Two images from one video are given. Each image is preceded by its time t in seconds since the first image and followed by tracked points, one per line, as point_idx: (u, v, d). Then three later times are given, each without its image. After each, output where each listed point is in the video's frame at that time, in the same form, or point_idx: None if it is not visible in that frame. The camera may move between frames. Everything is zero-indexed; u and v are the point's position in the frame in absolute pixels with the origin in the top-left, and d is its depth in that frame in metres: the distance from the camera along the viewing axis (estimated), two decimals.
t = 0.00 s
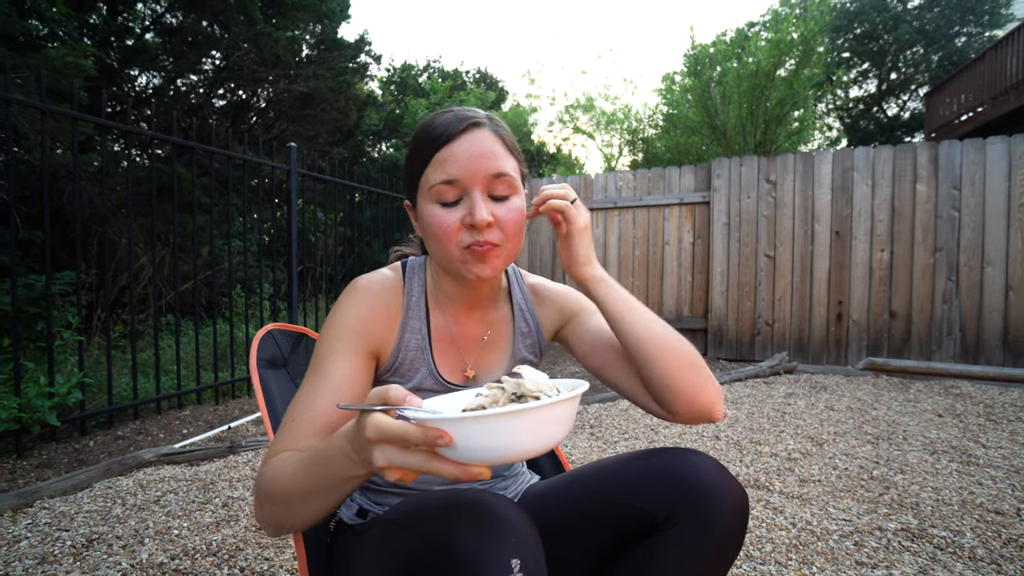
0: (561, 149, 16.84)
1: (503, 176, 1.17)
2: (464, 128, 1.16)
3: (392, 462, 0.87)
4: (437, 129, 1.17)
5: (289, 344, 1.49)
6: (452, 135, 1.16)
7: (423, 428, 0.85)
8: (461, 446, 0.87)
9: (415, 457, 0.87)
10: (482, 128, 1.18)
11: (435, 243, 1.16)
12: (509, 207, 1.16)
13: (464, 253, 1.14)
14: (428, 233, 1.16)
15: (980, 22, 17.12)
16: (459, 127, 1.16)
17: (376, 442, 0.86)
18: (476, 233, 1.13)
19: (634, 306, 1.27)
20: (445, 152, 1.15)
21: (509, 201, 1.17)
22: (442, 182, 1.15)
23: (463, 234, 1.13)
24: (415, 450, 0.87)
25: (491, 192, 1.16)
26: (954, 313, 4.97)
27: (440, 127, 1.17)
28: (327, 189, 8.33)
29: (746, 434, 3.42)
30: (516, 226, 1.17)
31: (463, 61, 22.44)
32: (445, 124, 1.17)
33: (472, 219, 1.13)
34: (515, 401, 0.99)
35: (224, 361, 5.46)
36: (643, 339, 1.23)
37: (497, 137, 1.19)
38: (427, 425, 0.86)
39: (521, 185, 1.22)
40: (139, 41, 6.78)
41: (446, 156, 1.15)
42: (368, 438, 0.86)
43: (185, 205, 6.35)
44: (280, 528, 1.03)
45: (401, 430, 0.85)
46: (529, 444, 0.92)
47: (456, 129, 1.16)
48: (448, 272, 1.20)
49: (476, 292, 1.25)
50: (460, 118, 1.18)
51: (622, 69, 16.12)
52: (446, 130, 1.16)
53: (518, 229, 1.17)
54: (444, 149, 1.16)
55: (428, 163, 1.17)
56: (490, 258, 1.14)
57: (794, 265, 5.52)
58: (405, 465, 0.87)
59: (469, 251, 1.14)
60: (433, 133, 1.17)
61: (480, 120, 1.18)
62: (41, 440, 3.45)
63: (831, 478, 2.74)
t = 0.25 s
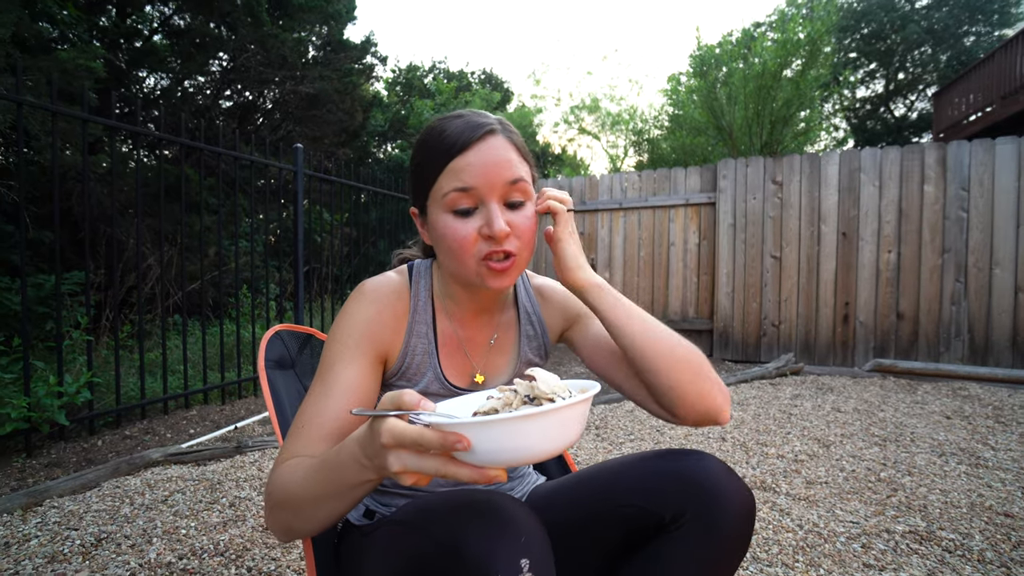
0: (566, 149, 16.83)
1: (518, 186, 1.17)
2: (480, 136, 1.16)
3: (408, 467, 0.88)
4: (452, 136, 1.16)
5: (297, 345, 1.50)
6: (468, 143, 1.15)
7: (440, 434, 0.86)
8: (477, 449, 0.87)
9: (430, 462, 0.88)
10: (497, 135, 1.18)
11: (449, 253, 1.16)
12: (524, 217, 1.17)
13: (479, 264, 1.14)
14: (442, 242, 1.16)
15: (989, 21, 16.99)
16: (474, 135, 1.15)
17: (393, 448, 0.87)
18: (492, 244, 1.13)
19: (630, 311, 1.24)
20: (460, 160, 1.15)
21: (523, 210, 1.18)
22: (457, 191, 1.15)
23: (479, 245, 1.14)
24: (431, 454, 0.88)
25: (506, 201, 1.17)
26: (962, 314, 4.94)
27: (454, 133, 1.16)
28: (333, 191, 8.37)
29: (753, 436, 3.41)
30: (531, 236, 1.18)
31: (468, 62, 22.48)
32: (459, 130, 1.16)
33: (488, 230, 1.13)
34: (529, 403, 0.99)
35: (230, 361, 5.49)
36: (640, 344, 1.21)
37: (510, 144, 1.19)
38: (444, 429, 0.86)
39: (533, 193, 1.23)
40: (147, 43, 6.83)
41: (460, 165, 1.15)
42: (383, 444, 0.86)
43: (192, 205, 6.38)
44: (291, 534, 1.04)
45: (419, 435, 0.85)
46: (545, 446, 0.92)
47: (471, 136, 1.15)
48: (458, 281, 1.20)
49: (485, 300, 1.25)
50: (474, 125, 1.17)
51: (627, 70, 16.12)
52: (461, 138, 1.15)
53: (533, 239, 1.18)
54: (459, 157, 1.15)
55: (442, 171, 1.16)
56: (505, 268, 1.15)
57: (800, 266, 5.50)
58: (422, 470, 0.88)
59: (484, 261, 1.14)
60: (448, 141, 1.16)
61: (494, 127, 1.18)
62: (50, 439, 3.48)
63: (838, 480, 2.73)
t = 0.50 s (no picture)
0: (568, 152, 16.85)
1: (515, 193, 1.18)
2: (479, 142, 1.17)
3: (409, 472, 0.89)
4: (451, 141, 1.17)
5: (300, 348, 1.51)
6: (466, 148, 1.16)
7: (441, 439, 0.86)
8: (477, 457, 0.87)
9: (431, 466, 0.89)
10: (497, 141, 1.18)
11: (444, 257, 1.17)
12: (520, 224, 1.18)
13: (472, 270, 1.15)
14: (438, 246, 1.18)
15: (991, 25, 16.99)
16: (473, 141, 1.16)
17: (393, 452, 0.88)
18: (486, 250, 1.14)
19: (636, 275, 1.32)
20: (458, 166, 1.16)
21: (520, 217, 1.19)
22: (453, 196, 1.16)
23: (472, 251, 1.15)
24: (431, 460, 0.89)
25: (503, 208, 1.17)
26: (964, 318, 4.94)
27: (454, 138, 1.17)
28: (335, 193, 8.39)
29: (754, 439, 3.41)
30: (527, 243, 1.18)
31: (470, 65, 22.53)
32: (459, 135, 1.17)
33: (481, 237, 1.14)
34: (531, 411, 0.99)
35: (232, 363, 5.50)
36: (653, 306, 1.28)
37: (510, 151, 1.20)
38: (445, 435, 0.87)
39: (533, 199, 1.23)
40: (151, 47, 6.86)
41: (458, 170, 1.16)
42: (384, 448, 0.87)
43: (194, 208, 6.40)
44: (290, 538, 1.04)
45: (420, 440, 0.86)
46: (546, 455, 0.91)
47: (470, 142, 1.16)
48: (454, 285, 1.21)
49: (482, 304, 1.26)
50: (474, 131, 1.18)
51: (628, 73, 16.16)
52: (460, 144, 1.16)
53: (528, 247, 1.18)
54: (457, 162, 1.16)
55: (440, 176, 1.17)
56: (498, 275, 1.16)
57: (802, 269, 5.51)
58: (422, 475, 0.89)
59: (478, 268, 1.15)
60: (446, 146, 1.17)
61: (494, 133, 1.18)
62: (53, 441, 3.48)
63: (839, 484, 2.73)
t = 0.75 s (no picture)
0: (569, 151, 16.83)
1: (509, 196, 1.18)
2: (473, 145, 1.17)
3: (409, 470, 0.89)
4: (445, 144, 1.18)
5: (302, 344, 1.51)
6: (459, 152, 1.16)
7: (442, 438, 0.87)
8: (477, 457, 0.88)
9: (432, 465, 0.89)
10: (490, 144, 1.18)
11: (439, 260, 1.18)
12: (515, 227, 1.18)
13: (465, 274, 1.16)
14: (433, 249, 1.19)
15: (994, 23, 16.91)
16: (467, 144, 1.16)
17: (394, 451, 0.88)
18: (478, 254, 1.14)
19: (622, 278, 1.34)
20: (452, 170, 1.16)
21: (515, 220, 1.19)
22: (446, 200, 1.16)
23: (465, 255, 1.15)
24: (431, 458, 0.89)
25: (497, 211, 1.18)
26: (965, 316, 4.94)
27: (448, 142, 1.18)
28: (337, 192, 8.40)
29: (754, 437, 3.41)
30: (521, 246, 1.18)
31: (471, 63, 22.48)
32: (454, 139, 1.17)
33: (474, 240, 1.14)
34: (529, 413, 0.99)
35: (234, 361, 5.51)
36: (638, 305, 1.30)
37: (506, 153, 1.20)
38: (445, 435, 0.87)
39: (529, 200, 1.23)
40: (152, 45, 6.87)
41: (452, 174, 1.16)
42: (385, 446, 0.88)
43: (196, 206, 6.41)
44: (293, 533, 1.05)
45: (420, 439, 0.86)
46: (544, 457, 0.92)
47: (463, 145, 1.16)
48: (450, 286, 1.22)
49: (479, 305, 1.26)
50: (469, 134, 1.18)
51: (630, 71, 16.14)
52: (454, 147, 1.17)
53: (523, 249, 1.18)
54: (450, 166, 1.17)
55: (435, 179, 1.18)
56: (491, 279, 1.16)
57: (803, 267, 5.51)
58: (422, 473, 0.89)
59: (472, 271, 1.16)
60: (441, 149, 1.18)
61: (488, 136, 1.19)
62: (56, 438, 3.50)
63: (840, 480, 2.74)
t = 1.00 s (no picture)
0: (567, 150, 16.84)
1: (501, 196, 1.18)
2: (464, 145, 1.17)
3: (403, 476, 0.90)
4: (436, 145, 1.18)
5: (300, 342, 1.52)
6: (450, 152, 1.16)
7: (434, 444, 0.88)
8: (470, 463, 0.88)
9: (425, 472, 0.90)
10: (482, 143, 1.18)
11: (430, 261, 1.18)
12: (507, 227, 1.18)
13: (457, 275, 1.16)
14: (425, 250, 1.19)
15: (991, 22, 16.95)
16: (457, 144, 1.16)
17: (388, 456, 0.89)
18: (470, 256, 1.15)
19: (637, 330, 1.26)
20: (442, 170, 1.16)
21: (506, 220, 1.19)
22: (437, 201, 1.16)
23: (457, 256, 1.16)
24: (425, 464, 0.90)
25: (489, 211, 1.18)
26: (961, 314, 4.96)
27: (439, 143, 1.17)
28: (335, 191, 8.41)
29: (751, 434, 3.42)
30: (514, 246, 1.19)
31: (469, 62, 22.45)
32: (445, 139, 1.17)
33: (466, 241, 1.15)
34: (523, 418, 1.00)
35: (232, 360, 5.51)
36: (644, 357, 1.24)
37: (497, 153, 1.20)
38: (438, 441, 0.88)
39: (522, 200, 1.23)
40: (149, 44, 6.86)
41: (443, 174, 1.16)
42: (380, 452, 0.89)
43: (194, 205, 6.41)
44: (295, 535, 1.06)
45: (413, 446, 0.88)
46: (537, 462, 0.93)
47: (454, 146, 1.16)
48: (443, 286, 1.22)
49: (473, 304, 1.27)
50: (460, 134, 1.18)
51: (628, 70, 16.15)
52: (445, 147, 1.16)
53: (515, 249, 1.19)
54: (441, 166, 1.17)
55: (426, 180, 1.18)
56: (483, 280, 1.17)
57: (800, 266, 5.52)
58: (415, 478, 0.90)
59: (464, 272, 1.17)
60: (432, 149, 1.18)
61: (479, 135, 1.18)
62: (53, 437, 3.49)
63: (836, 477, 2.75)
